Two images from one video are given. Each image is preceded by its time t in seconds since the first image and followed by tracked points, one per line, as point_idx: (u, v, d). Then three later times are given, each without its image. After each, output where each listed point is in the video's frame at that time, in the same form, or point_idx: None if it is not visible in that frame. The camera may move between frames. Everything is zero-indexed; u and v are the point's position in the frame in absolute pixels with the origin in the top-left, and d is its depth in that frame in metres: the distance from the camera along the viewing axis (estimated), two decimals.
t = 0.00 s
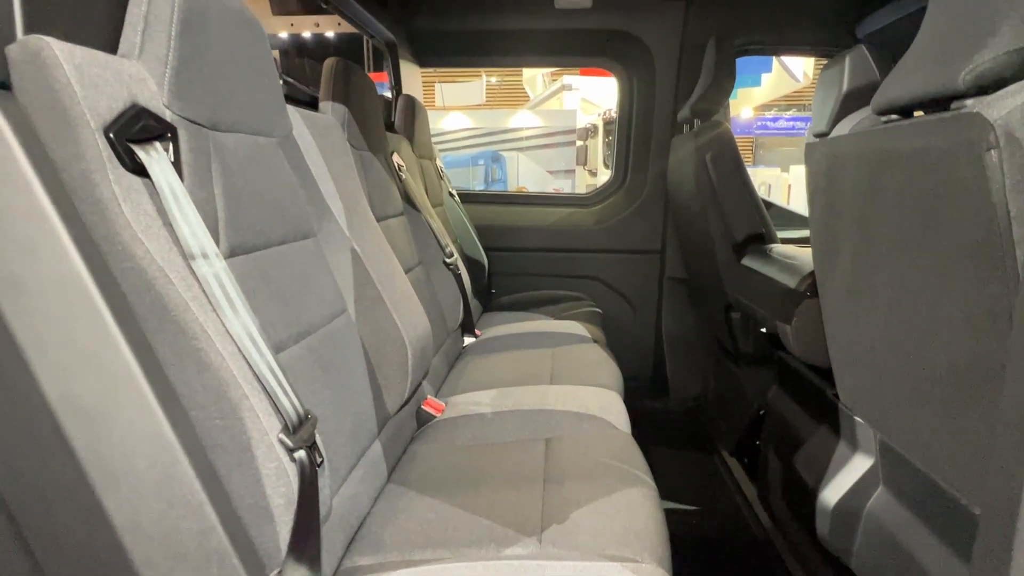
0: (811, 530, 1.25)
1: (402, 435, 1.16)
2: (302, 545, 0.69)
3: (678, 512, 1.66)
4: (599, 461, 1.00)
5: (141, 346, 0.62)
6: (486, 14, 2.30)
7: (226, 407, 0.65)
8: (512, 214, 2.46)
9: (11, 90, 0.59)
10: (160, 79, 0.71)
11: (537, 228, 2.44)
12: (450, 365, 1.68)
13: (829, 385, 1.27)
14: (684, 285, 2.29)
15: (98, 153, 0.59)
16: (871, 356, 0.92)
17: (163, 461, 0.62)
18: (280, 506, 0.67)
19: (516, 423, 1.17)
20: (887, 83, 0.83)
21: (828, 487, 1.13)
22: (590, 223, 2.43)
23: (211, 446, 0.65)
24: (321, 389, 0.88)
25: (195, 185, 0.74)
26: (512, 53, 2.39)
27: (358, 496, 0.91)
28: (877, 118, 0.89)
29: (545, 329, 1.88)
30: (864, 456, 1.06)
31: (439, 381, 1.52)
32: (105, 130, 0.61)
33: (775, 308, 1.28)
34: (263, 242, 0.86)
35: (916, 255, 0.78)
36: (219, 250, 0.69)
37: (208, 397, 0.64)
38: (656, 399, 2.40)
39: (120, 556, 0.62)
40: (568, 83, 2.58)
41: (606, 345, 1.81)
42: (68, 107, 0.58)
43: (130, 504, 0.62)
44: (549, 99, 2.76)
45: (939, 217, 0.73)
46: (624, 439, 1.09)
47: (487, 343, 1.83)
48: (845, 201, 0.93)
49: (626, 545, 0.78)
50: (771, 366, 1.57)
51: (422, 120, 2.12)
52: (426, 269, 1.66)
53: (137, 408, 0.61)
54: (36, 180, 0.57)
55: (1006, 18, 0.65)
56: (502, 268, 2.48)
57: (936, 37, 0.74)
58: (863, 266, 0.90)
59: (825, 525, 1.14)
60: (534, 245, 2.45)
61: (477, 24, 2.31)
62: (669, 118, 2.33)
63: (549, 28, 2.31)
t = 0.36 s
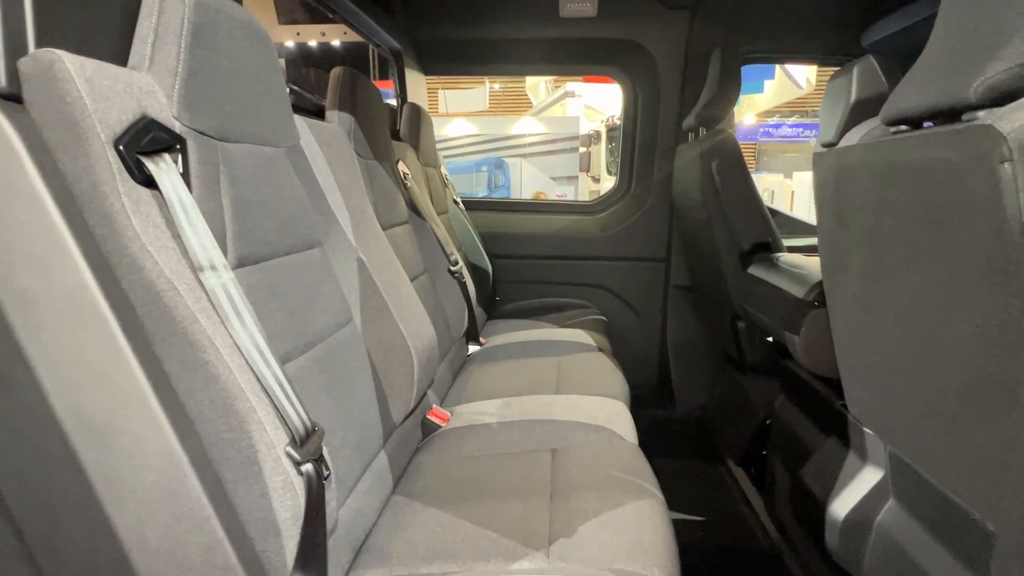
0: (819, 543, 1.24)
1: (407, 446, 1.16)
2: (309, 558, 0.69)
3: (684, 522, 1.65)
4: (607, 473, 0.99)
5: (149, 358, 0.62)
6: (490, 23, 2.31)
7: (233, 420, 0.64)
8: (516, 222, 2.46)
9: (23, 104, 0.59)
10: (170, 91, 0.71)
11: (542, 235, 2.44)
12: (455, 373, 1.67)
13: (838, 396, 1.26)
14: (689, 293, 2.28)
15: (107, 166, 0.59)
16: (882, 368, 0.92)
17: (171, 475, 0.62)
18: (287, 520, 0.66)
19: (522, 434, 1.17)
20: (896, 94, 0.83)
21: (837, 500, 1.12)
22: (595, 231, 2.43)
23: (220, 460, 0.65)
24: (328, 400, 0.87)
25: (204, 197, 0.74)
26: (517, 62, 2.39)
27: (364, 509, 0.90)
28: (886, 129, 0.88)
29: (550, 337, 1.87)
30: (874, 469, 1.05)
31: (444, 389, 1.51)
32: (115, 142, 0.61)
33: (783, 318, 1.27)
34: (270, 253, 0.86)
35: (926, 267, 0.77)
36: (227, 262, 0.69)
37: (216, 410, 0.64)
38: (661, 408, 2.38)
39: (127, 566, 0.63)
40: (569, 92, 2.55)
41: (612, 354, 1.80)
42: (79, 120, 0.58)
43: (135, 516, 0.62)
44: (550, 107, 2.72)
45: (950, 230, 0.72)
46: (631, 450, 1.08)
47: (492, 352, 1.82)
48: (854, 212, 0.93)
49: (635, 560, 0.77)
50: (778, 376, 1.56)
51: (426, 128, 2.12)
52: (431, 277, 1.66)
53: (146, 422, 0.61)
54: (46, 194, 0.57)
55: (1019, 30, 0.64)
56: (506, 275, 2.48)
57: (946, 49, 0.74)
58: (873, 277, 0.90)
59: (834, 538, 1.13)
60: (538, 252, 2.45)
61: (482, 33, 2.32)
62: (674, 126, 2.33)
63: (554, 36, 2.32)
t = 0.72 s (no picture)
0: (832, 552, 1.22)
1: (415, 452, 1.14)
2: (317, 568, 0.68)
3: (694, 530, 1.63)
4: (617, 481, 0.98)
5: (157, 364, 0.61)
6: (496, 27, 2.31)
7: (242, 427, 0.63)
8: (522, 226, 2.46)
9: (32, 104, 0.59)
10: (179, 94, 0.71)
11: (548, 239, 2.43)
12: (461, 378, 1.66)
13: (851, 403, 1.25)
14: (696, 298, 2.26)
15: (116, 170, 0.58)
16: (898, 375, 0.90)
17: (179, 482, 0.61)
18: (296, 529, 0.65)
19: (530, 440, 1.16)
20: (913, 96, 0.81)
21: (851, 509, 1.11)
22: (601, 235, 2.41)
23: (226, 468, 0.63)
24: (336, 406, 0.86)
25: (213, 201, 0.73)
26: (523, 66, 2.39)
27: (372, 516, 0.89)
28: (903, 132, 0.87)
29: (557, 342, 1.86)
30: (889, 478, 1.03)
31: (451, 395, 1.50)
32: (124, 145, 0.60)
33: (795, 324, 1.26)
34: (279, 258, 0.85)
35: (945, 272, 0.76)
36: (236, 267, 0.68)
37: (224, 418, 0.62)
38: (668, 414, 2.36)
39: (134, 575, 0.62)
40: (574, 95, 2.56)
41: (619, 358, 1.79)
42: (88, 122, 0.58)
43: (142, 524, 0.61)
44: (554, 112, 2.69)
45: (971, 235, 0.71)
46: (641, 457, 1.07)
47: (498, 357, 1.81)
48: (869, 216, 0.91)
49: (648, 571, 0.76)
50: (788, 382, 1.55)
51: (433, 132, 2.11)
52: (438, 282, 1.65)
53: (153, 427, 0.60)
54: (55, 198, 0.57)
55: None
56: (511, 280, 2.47)
57: (965, 50, 0.72)
58: (888, 282, 0.88)
59: (848, 548, 1.11)
60: (544, 257, 2.44)
61: (488, 37, 2.32)
62: (681, 130, 2.32)
63: (560, 40, 2.31)
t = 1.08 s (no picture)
0: (844, 558, 1.20)
1: (421, 455, 1.13)
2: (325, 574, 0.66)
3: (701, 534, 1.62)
4: (627, 485, 0.96)
5: (163, 365, 0.60)
6: (500, 28, 2.30)
7: (249, 429, 0.62)
8: (526, 228, 2.45)
9: (37, 103, 0.57)
10: (186, 92, 0.70)
11: (552, 241, 2.42)
12: (467, 381, 1.65)
13: (862, 407, 1.23)
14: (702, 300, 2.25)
15: (122, 167, 0.58)
16: (913, 377, 0.88)
17: (184, 485, 0.60)
18: (303, 534, 0.64)
19: (537, 443, 1.14)
20: (929, 93, 0.80)
21: (864, 514, 1.09)
22: (606, 237, 2.40)
23: (233, 470, 0.63)
24: (342, 407, 0.85)
25: (219, 200, 0.72)
26: (527, 68, 2.38)
27: (379, 520, 0.88)
28: (918, 130, 0.85)
29: (562, 344, 1.85)
30: (903, 482, 1.02)
31: (456, 397, 1.49)
32: (130, 142, 0.59)
33: (805, 325, 1.24)
34: (285, 258, 0.84)
35: (962, 272, 0.74)
36: (242, 265, 0.66)
37: (231, 419, 0.62)
38: (674, 417, 2.35)
39: None
40: (576, 97, 2.60)
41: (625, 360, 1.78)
42: (94, 119, 0.57)
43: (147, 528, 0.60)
44: (556, 114, 2.81)
45: (989, 234, 0.69)
46: (650, 460, 1.05)
47: (503, 359, 1.80)
48: (883, 216, 0.90)
49: None
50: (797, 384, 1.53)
51: (437, 134, 2.10)
52: (443, 283, 1.64)
53: (158, 430, 0.59)
54: (60, 196, 0.56)
55: None
56: (515, 282, 2.46)
57: (983, 45, 0.71)
58: (903, 283, 0.87)
59: (862, 554, 1.10)
60: (548, 259, 2.43)
61: (492, 38, 2.31)
62: (686, 131, 2.31)
63: (565, 41, 2.30)
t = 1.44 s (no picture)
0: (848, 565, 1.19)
1: (420, 462, 1.12)
2: None
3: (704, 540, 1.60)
4: (631, 493, 0.94)
5: (156, 374, 0.58)
6: (500, 30, 2.29)
7: (246, 439, 0.61)
8: (526, 231, 2.43)
9: (27, 105, 0.56)
10: (182, 94, 0.68)
11: (552, 244, 2.40)
12: (467, 385, 1.63)
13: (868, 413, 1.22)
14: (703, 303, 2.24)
15: (114, 172, 0.56)
16: (921, 383, 0.87)
17: (178, 497, 0.58)
18: (301, 548, 0.63)
19: (539, 449, 1.13)
20: (935, 95, 0.79)
21: (871, 521, 1.08)
22: (606, 240, 2.39)
23: (230, 483, 0.60)
24: (342, 415, 0.84)
25: (215, 204, 0.71)
26: (527, 71, 2.37)
27: (378, 529, 0.86)
28: (924, 133, 0.84)
29: (563, 348, 1.84)
30: (909, 489, 1.01)
31: (457, 402, 1.48)
32: (124, 145, 0.57)
33: (809, 330, 1.23)
34: (283, 263, 0.82)
35: (972, 277, 0.73)
36: (238, 272, 0.65)
37: (227, 430, 0.60)
38: (675, 421, 2.33)
39: None
40: (575, 100, 2.56)
41: (626, 364, 1.76)
42: (86, 121, 0.55)
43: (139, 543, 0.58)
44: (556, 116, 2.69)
45: (998, 238, 0.68)
46: (653, 466, 1.04)
47: (504, 363, 1.78)
48: (889, 220, 0.89)
49: None
50: (800, 389, 1.52)
51: (437, 136, 2.09)
52: (443, 287, 1.62)
53: (152, 441, 0.57)
54: (51, 200, 0.54)
55: None
56: (515, 285, 2.45)
57: (990, 47, 0.70)
58: (909, 288, 0.86)
59: (868, 561, 1.08)
60: (549, 262, 2.42)
61: (492, 41, 2.30)
62: (687, 134, 2.29)
63: (565, 44, 2.29)
